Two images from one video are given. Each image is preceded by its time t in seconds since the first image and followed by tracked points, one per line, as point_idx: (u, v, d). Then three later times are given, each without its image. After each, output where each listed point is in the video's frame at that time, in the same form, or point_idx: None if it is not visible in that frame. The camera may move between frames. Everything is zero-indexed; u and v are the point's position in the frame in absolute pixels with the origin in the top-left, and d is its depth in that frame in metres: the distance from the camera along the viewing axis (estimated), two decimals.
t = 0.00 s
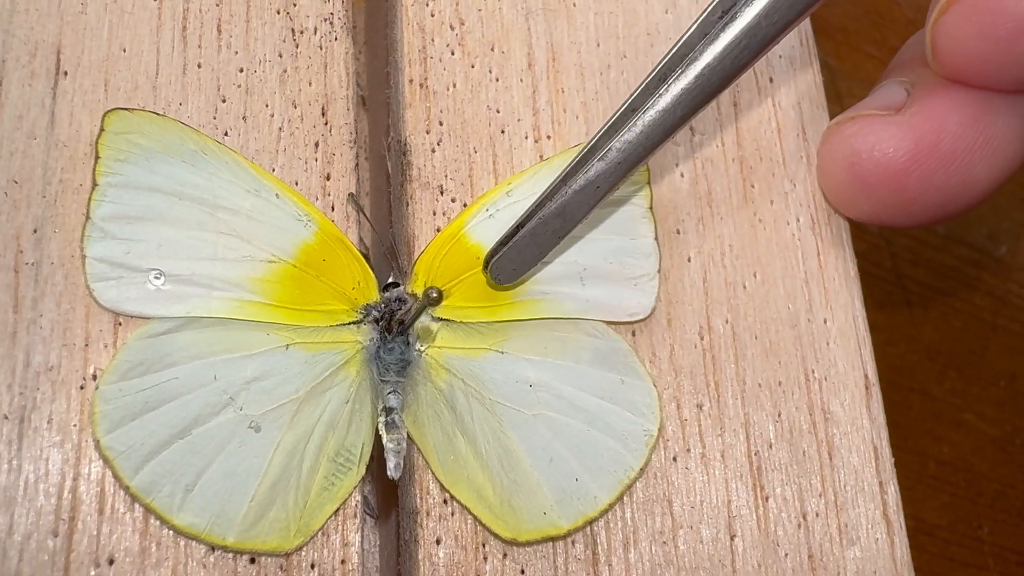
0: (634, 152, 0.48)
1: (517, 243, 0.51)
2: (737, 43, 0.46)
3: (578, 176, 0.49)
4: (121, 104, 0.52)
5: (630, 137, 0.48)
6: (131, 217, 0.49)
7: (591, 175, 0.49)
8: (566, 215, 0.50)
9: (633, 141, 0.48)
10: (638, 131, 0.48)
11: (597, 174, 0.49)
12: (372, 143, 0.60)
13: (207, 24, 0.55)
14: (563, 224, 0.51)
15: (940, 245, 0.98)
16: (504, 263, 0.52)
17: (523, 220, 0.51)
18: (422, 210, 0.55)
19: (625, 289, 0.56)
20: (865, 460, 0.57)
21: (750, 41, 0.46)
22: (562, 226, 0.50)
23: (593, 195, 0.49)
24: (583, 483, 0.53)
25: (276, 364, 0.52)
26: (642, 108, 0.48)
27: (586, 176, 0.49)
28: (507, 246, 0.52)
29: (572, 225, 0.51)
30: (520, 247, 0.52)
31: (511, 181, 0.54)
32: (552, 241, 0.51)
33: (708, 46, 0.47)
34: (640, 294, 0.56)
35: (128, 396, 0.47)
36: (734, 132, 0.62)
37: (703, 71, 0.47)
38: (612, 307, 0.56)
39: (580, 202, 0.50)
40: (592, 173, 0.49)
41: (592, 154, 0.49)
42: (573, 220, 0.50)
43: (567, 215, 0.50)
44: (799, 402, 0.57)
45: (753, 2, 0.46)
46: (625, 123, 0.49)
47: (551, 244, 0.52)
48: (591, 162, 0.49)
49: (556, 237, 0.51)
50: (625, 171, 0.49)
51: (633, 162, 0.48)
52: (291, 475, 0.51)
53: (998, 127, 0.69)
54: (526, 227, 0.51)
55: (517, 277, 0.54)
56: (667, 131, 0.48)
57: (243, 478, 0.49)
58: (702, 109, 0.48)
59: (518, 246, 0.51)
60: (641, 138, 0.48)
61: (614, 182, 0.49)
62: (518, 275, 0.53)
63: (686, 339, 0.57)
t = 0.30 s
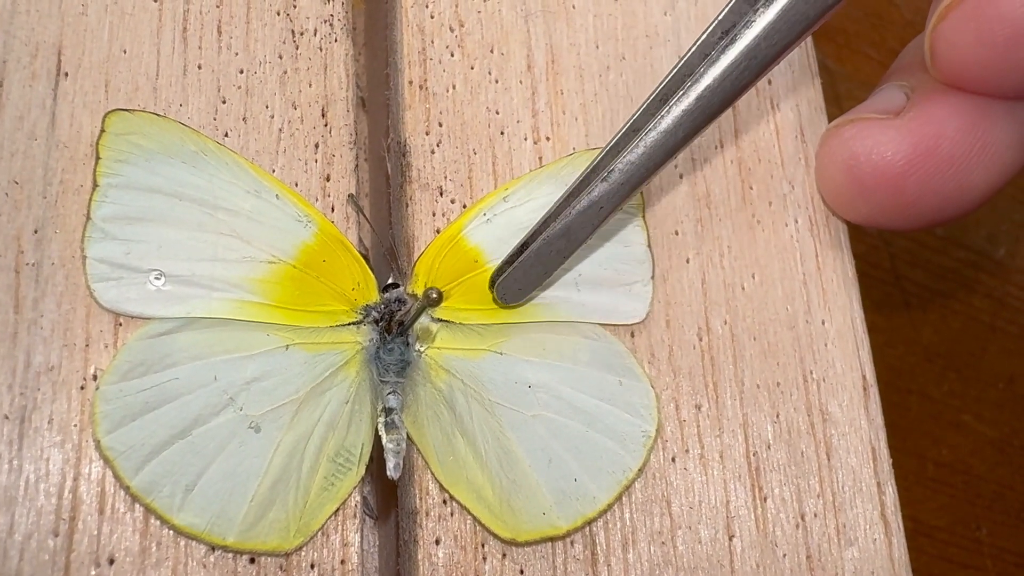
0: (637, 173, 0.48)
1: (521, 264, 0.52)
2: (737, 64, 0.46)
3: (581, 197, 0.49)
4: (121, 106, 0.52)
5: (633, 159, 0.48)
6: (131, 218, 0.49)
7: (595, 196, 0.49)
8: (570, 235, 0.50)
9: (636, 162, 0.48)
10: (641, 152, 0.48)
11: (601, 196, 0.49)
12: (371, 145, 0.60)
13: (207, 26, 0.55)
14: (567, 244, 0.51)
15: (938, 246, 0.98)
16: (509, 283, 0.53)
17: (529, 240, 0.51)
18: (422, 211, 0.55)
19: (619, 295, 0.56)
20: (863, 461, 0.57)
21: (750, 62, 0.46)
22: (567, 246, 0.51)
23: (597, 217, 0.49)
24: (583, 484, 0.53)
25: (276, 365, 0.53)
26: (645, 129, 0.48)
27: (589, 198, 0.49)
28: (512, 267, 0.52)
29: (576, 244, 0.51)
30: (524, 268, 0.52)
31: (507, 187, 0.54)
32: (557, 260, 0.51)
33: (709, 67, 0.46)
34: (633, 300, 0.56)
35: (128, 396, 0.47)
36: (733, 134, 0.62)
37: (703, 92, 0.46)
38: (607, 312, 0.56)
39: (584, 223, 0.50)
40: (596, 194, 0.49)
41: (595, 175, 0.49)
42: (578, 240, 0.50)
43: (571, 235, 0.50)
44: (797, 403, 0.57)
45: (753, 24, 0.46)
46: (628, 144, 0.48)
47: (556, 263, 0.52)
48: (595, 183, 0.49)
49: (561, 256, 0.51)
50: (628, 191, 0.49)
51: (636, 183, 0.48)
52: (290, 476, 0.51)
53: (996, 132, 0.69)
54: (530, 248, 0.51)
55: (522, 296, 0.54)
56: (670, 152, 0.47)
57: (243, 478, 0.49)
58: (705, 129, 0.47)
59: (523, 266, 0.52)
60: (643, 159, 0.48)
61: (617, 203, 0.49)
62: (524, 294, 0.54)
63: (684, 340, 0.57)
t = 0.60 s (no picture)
0: (659, 105, 0.50)
1: (536, 195, 0.52)
2: (740, 21, 0.49)
3: (600, 129, 0.51)
4: (124, 109, 0.53)
5: (654, 92, 0.50)
6: (134, 220, 0.49)
7: (615, 128, 0.50)
8: (586, 168, 0.51)
9: (659, 95, 0.50)
10: (665, 84, 0.49)
11: (620, 129, 0.50)
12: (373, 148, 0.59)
13: (210, 29, 0.56)
14: (582, 178, 0.51)
15: (937, 248, 0.99)
16: (521, 218, 0.52)
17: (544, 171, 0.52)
18: (423, 213, 0.56)
19: (622, 293, 0.57)
20: (862, 462, 0.57)
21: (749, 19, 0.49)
22: (581, 179, 0.51)
23: (613, 150, 0.50)
24: (583, 484, 0.54)
25: (278, 366, 0.53)
26: (667, 62, 0.50)
27: (609, 129, 0.50)
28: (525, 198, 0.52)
29: (591, 179, 0.51)
30: (540, 200, 0.52)
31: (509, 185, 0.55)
32: (572, 196, 0.52)
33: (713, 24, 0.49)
34: (637, 298, 0.56)
35: (132, 397, 0.48)
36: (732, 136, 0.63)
37: (728, 26, 0.49)
38: (610, 310, 0.56)
39: (601, 156, 0.51)
40: (615, 128, 0.50)
41: (616, 109, 0.50)
42: (593, 174, 0.51)
43: (586, 169, 0.51)
44: (796, 404, 0.58)
45: None
46: (648, 80, 0.50)
47: (570, 201, 0.52)
48: (614, 117, 0.50)
49: (574, 192, 0.52)
50: (649, 125, 0.50)
51: (657, 117, 0.50)
52: (292, 476, 0.51)
53: (993, 130, 0.70)
54: (545, 179, 0.52)
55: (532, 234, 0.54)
56: (690, 85, 0.49)
57: (246, 478, 0.50)
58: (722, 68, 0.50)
59: (536, 199, 0.52)
60: (665, 92, 0.50)
61: (636, 138, 0.50)
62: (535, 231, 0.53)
63: (684, 341, 0.57)
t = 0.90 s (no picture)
0: (645, 72, 0.54)
1: (520, 159, 0.54)
2: None
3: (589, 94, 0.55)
4: (129, 113, 0.53)
5: (641, 59, 0.55)
6: (139, 224, 0.49)
7: (601, 93, 0.54)
8: (572, 131, 0.54)
9: (648, 59, 0.55)
10: (653, 51, 0.55)
11: (606, 94, 0.54)
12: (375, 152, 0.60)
13: (214, 34, 0.56)
14: (569, 140, 0.55)
15: (936, 252, 0.99)
16: (510, 178, 0.54)
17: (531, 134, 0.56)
18: (426, 217, 0.56)
19: (624, 295, 0.57)
20: (862, 465, 0.58)
21: None
22: (568, 142, 0.55)
23: (601, 113, 0.54)
24: (584, 486, 0.54)
25: (282, 369, 0.53)
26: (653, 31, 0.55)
27: (597, 94, 0.55)
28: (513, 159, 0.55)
29: (577, 141, 0.55)
30: (526, 160, 0.54)
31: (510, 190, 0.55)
32: (558, 157, 0.55)
33: None
34: (638, 300, 0.56)
35: (137, 400, 0.48)
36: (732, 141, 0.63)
37: None
38: (612, 312, 0.56)
39: (589, 119, 0.54)
40: (602, 92, 0.55)
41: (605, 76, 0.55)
42: (579, 136, 0.55)
43: (573, 131, 0.54)
44: (796, 408, 0.58)
45: None
46: (634, 47, 0.55)
47: (557, 161, 0.55)
48: (603, 82, 0.55)
49: (561, 154, 0.55)
50: (635, 90, 0.55)
51: (643, 82, 0.55)
52: (296, 479, 0.51)
53: (991, 134, 0.70)
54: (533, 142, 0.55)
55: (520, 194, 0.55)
56: (677, 52, 0.55)
57: (250, 481, 0.50)
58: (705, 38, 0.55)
59: (524, 159, 0.54)
60: (653, 59, 0.54)
61: (622, 102, 0.55)
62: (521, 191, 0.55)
63: (685, 344, 0.58)
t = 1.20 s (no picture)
0: (651, 108, 0.54)
1: (532, 196, 0.54)
2: (729, 29, 0.54)
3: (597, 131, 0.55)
4: (130, 116, 0.53)
5: (648, 95, 0.54)
6: (140, 227, 0.49)
7: (609, 129, 0.54)
8: (582, 167, 0.54)
9: (653, 95, 0.54)
10: (657, 88, 0.54)
11: (614, 130, 0.54)
12: (376, 155, 0.60)
13: (215, 37, 0.56)
14: (578, 176, 0.54)
15: (937, 254, 0.99)
16: (519, 213, 0.54)
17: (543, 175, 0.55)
18: (426, 220, 0.56)
19: (628, 318, 0.56)
20: (863, 468, 0.58)
21: (740, 27, 0.54)
22: (578, 178, 0.54)
23: (610, 150, 0.54)
24: (585, 489, 0.54)
25: (283, 372, 0.53)
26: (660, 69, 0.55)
27: (605, 131, 0.54)
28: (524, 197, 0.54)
29: (587, 178, 0.54)
30: (536, 198, 0.54)
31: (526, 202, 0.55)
32: (568, 194, 0.54)
33: (703, 33, 0.54)
34: (643, 326, 0.56)
35: (137, 404, 0.48)
36: (734, 144, 0.63)
37: (720, 33, 0.54)
38: (614, 336, 0.56)
39: (597, 155, 0.54)
40: (610, 129, 0.54)
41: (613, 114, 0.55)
42: (589, 173, 0.54)
43: (583, 168, 0.54)
44: (797, 411, 0.58)
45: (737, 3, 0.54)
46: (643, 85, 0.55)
47: (567, 199, 0.54)
48: (609, 120, 0.54)
49: (571, 191, 0.54)
50: (642, 126, 0.54)
51: (650, 118, 0.54)
52: (297, 483, 0.51)
53: (993, 140, 0.70)
54: (543, 179, 0.54)
55: (531, 231, 0.55)
56: (682, 89, 0.54)
57: (251, 485, 0.50)
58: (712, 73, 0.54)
59: (533, 198, 0.54)
60: (658, 95, 0.54)
61: (630, 138, 0.54)
62: (531, 228, 0.54)
63: (686, 348, 0.58)
